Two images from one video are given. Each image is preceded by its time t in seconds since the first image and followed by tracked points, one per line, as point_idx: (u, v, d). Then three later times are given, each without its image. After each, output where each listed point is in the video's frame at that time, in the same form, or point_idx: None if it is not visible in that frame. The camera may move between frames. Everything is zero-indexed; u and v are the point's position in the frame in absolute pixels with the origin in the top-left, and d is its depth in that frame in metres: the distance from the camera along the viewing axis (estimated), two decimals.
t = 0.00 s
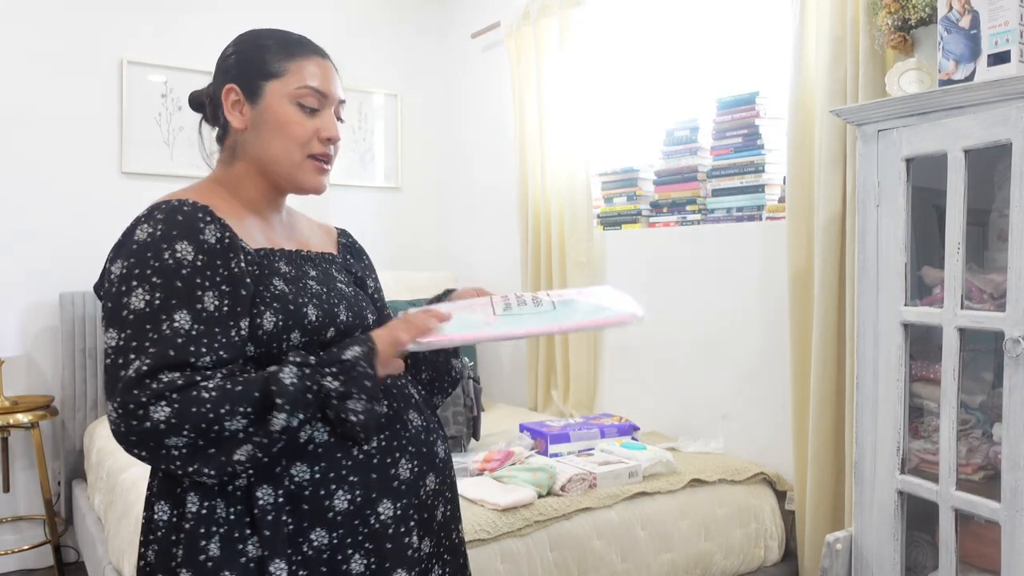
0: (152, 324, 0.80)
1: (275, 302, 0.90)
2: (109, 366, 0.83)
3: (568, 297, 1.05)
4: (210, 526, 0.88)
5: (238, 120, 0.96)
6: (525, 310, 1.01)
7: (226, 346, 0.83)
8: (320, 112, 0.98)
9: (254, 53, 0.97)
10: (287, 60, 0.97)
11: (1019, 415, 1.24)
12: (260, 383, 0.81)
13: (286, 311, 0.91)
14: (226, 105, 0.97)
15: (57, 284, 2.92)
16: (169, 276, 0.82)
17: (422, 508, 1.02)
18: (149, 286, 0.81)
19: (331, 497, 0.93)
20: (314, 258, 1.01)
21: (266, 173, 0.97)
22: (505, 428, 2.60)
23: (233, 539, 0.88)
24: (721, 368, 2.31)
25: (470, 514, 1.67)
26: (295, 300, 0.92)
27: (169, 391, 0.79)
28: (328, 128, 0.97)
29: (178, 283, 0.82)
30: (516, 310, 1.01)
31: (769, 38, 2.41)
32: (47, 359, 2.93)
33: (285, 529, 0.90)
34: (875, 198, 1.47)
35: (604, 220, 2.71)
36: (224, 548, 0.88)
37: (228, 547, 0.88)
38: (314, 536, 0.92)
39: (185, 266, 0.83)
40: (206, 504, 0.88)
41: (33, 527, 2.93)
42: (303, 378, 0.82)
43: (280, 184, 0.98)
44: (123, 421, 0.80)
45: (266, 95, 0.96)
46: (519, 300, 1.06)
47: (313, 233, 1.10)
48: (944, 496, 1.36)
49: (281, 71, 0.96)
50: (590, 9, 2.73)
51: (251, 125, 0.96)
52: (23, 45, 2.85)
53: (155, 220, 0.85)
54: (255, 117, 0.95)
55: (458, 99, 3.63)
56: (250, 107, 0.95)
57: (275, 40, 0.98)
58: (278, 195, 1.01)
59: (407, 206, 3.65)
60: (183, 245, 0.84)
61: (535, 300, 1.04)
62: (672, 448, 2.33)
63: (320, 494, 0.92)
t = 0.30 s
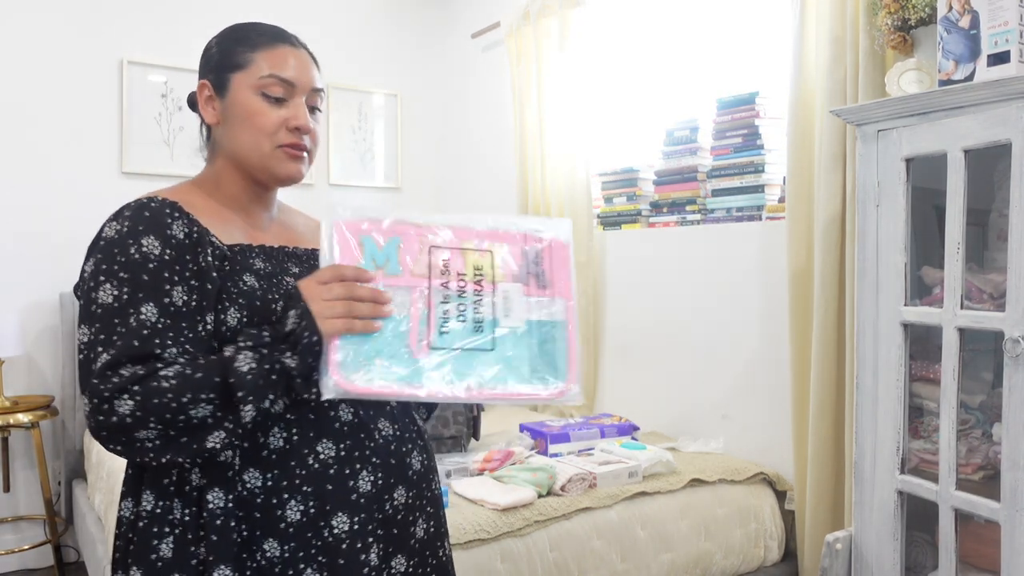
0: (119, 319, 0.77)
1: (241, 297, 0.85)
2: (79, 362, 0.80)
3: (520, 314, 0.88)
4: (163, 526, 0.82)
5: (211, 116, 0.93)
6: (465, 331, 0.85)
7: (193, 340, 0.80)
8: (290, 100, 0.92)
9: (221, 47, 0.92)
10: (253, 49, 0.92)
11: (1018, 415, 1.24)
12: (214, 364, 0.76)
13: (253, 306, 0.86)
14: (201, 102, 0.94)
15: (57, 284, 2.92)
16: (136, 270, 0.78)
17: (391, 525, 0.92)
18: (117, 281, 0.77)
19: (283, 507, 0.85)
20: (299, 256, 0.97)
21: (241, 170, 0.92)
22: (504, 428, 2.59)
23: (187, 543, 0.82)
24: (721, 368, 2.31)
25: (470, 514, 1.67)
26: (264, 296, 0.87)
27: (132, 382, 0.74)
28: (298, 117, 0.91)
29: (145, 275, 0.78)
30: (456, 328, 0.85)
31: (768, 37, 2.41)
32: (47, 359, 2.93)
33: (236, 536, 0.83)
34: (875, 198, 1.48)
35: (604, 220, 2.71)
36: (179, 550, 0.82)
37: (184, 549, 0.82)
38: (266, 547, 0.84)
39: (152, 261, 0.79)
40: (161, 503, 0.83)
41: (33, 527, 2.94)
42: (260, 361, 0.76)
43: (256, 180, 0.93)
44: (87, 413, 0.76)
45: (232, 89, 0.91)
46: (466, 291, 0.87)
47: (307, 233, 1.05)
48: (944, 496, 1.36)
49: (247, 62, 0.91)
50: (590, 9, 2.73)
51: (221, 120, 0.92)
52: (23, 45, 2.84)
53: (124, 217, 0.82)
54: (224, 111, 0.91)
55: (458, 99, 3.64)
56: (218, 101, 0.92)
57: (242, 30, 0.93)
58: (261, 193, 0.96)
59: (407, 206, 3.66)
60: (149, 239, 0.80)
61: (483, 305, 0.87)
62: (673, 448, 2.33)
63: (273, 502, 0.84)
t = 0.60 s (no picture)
0: (68, 315, 0.75)
1: (205, 296, 0.84)
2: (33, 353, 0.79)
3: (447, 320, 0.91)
4: (116, 532, 0.80)
5: (183, 113, 0.92)
6: (399, 344, 0.86)
7: (141, 339, 0.78)
8: (258, 94, 0.91)
9: (188, 44, 0.92)
10: (220, 44, 0.91)
11: (1018, 415, 1.24)
12: (126, 379, 0.71)
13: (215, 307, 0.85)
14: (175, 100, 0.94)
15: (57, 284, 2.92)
16: (91, 264, 0.77)
17: (355, 541, 0.89)
18: (71, 275, 0.76)
19: (237, 518, 0.82)
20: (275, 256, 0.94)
21: (213, 167, 0.91)
22: (504, 428, 2.59)
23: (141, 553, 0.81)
24: (721, 368, 2.31)
25: (469, 514, 1.67)
26: (229, 298, 0.86)
27: (54, 385, 0.73)
28: (267, 110, 0.90)
29: (98, 271, 0.77)
30: (390, 341, 0.84)
31: (768, 38, 2.41)
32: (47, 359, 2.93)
33: (187, 546, 0.81)
34: (875, 198, 1.48)
35: (604, 220, 2.71)
36: (131, 557, 0.80)
37: (135, 558, 0.80)
38: (218, 560, 0.82)
39: (109, 256, 0.78)
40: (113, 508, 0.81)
41: (34, 527, 2.94)
42: (177, 384, 0.72)
43: (228, 178, 0.92)
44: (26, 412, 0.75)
45: (200, 86, 0.90)
46: (409, 307, 0.84)
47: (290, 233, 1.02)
48: (944, 496, 1.36)
49: (214, 56, 0.91)
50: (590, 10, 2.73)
51: (193, 116, 0.91)
52: (22, 46, 2.84)
53: (86, 211, 0.81)
54: (195, 107, 0.91)
55: (458, 100, 3.64)
56: (190, 97, 0.91)
57: (213, 25, 0.93)
58: (238, 192, 0.94)
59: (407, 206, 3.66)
60: (109, 235, 0.79)
61: (421, 318, 0.86)
62: (672, 448, 2.33)
63: (226, 512, 0.82)
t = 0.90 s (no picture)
0: (40, 326, 0.75)
1: (176, 304, 0.84)
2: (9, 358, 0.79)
3: (424, 339, 0.89)
4: (82, 542, 0.80)
5: (167, 116, 0.92)
6: (376, 368, 0.83)
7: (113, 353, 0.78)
8: (240, 96, 0.91)
9: (169, 46, 0.91)
10: (201, 45, 0.90)
11: (1018, 415, 1.24)
12: (93, 402, 0.72)
13: (189, 316, 0.84)
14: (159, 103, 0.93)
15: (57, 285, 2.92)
16: (63, 274, 0.76)
17: (324, 555, 0.89)
18: (44, 286, 0.76)
19: (202, 530, 0.81)
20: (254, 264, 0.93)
21: (196, 171, 0.91)
22: (504, 429, 2.59)
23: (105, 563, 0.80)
24: (721, 368, 2.31)
25: (469, 514, 1.67)
26: (203, 307, 0.85)
27: (24, 401, 0.73)
28: (249, 112, 0.90)
29: (71, 283, 0.76)
30: (367, 368, 0.82)
31: (767, 38, 2.41)
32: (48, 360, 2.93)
33: (147, 560, 0.79)
34: (875, 198, 1.48)
35: (604, 220, 2.71)
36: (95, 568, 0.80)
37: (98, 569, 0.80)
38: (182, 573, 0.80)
39: (82, 265, 0.77)
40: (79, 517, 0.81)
41: (34, 528, 2.94)
42: (143, 415, 0.73)
43: (211, 182, 0.92)
44: None
45: (182, 88, 0.90)
46: (383, 332, 0.82)
47: (275, 237, 1.02)
48: (945, 496, 1.36)
49: (195, 58, 0.90)
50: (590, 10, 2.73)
51: (175, 120, 0.91)
52: (22, 46, 2.84)
53: (62, 217, 0.80)
54: (177, 110, 0.90)
55: (458, 100, 3.64)
56: (172, 100, 0.91)
57: (194, 25, 0.92)
58: (222, 196, 0.94)
59: (407, 206, 3.66)
60: (83, 243, 0.78)
61: (397, 341, 0.84)
62: (672, 449, 2.33)
63: (191, 523, 0.81)
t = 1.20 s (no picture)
0: (56, 325, 0.75)
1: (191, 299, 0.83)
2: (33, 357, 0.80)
3: (434, 338, 0.87)
4: (103, 534, 0.81)
5: (176, 117, 0.92)
6: (379, 356, 0.82)
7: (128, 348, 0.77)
8: (240, 91, 0.90)
9: (173, 49, 0.92)
10: (201, 44, 0.90)
11: (1018, 415, 1.24)
12: (98, 383, 0.71)
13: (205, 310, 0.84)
14: (169, 106, 0.94)
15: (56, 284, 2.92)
16: (77, 273, 0.76)
17: (333, 543, 0.89)
18: (60, 286, 0.76)
19: (215, 521, 0.81)
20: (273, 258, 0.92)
21: (206, 169, 0.91)
22: (504, 428, 2.59)
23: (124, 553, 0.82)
24: (721, 368, 2.31)
25: (469, 514, 1.67)
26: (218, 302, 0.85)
27: (39, 393, 0.74)
28: (250, 107, 0.89)
29: (84, 281, 0.76)
30: (369, 354, 0.81)
31: (767, 38, 2.41)
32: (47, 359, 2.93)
33: (159, 552, 0.80)
34: (875, 199, 1.48)
35: (604, 220, 2.71)
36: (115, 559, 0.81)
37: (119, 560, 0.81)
38: (196, 565, 0.81)
39: (96, 264, 0.77)
40: (99, 510, 0.82)
41: (34, 528, 2.94)
42: (143, 387, 0.72)
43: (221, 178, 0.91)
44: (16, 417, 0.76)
45: (185, 88, 0.90)
46: (388, 320, 0.81)
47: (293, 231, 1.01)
48: (944, 496, 1.36)
49: (196, 57, 0.90)
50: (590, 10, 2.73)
51: (183, 119, 0.91)
52: (21, 45, 2.84)
53: (76, 219, 0.80)
54: (184, 110, 0.91)
55: (458, 100, 3.64)
56: (179, 100, 0.91)
57: (196, 25, 0.92)
58: (235, 193, 0.94)
59: (407, 206, 3.66)
60: (96, 243, 0.78)
61: (403, 332, 0.83)
62: (672, 449, 2.33)
63: (205, 514, 0.81)
